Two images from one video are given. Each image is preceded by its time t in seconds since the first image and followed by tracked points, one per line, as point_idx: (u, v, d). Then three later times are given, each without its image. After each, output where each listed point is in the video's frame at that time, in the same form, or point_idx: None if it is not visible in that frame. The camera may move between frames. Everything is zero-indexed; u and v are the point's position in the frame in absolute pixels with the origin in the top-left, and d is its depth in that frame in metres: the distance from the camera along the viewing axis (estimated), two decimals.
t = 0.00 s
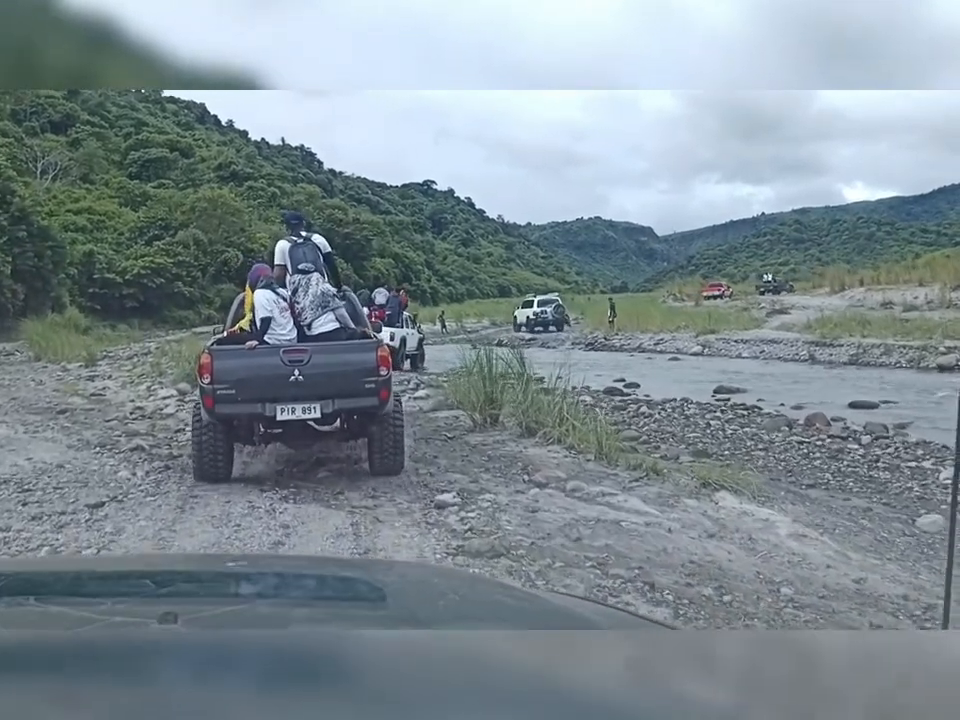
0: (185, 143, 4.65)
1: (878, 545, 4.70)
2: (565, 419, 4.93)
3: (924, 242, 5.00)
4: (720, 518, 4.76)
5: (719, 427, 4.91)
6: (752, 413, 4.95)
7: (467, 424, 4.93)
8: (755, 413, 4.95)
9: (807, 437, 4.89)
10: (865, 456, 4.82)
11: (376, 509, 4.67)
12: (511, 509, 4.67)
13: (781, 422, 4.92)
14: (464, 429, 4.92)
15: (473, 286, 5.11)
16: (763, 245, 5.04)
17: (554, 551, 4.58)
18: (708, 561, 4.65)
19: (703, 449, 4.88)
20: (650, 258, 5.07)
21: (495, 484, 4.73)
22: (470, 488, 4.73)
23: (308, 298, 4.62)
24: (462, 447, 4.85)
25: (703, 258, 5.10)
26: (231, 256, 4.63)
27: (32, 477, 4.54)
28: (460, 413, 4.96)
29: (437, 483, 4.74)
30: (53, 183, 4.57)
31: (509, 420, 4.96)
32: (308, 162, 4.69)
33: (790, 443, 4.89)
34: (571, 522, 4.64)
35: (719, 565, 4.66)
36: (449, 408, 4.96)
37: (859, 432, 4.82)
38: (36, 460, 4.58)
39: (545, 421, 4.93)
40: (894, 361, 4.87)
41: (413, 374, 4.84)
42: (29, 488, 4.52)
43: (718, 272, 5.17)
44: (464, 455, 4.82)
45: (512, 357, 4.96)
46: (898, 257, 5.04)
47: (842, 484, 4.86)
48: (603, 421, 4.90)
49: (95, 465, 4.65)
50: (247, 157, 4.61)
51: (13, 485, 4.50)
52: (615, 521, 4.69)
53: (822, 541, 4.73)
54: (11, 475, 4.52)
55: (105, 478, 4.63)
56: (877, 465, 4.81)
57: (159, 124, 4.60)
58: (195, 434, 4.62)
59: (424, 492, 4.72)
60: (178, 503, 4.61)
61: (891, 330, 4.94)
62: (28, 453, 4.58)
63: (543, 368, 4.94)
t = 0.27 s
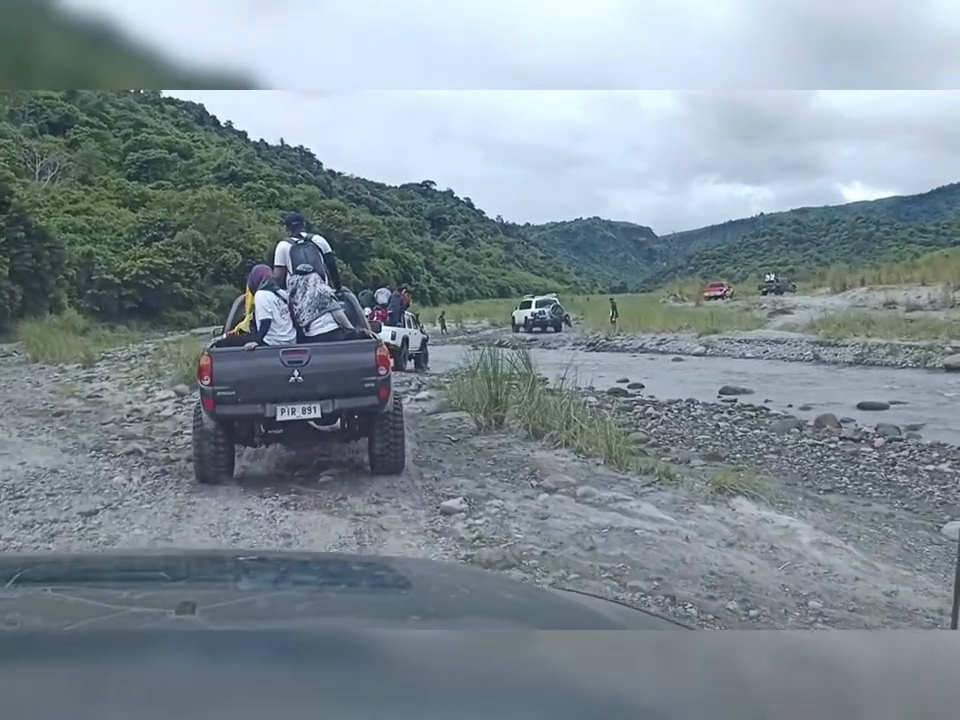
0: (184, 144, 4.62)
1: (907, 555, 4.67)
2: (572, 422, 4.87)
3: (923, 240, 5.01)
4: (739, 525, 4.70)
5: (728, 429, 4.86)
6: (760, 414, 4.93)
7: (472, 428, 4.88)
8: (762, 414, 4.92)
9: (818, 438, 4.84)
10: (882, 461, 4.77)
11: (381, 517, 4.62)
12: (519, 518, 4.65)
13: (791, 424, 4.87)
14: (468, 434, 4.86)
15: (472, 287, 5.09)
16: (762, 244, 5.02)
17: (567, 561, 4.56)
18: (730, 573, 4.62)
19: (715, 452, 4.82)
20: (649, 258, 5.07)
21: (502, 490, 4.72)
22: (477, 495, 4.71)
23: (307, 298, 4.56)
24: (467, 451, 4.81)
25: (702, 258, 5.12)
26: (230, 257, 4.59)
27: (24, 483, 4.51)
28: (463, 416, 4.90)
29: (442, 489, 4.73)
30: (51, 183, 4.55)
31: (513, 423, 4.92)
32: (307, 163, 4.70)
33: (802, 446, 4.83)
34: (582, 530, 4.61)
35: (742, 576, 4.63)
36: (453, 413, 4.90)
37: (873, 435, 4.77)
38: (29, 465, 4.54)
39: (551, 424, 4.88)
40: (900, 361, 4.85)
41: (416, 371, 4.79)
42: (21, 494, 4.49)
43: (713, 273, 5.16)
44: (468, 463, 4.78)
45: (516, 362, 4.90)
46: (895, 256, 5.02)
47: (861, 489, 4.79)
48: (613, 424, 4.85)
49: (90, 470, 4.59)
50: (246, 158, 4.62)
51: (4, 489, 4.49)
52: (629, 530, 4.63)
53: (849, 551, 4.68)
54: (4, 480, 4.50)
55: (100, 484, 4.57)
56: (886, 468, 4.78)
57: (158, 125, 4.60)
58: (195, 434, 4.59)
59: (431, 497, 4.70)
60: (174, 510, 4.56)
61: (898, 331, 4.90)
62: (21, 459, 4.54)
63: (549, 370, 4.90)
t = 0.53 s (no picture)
0: (179, 144, 4.60)
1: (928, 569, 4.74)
2: (576, 427, 4.87)
3: (916, 241, 4.83)
4: (753, 535, 4.77)
5: (732, 433, 4.89)
6: (764, 417, 4.94)
7: (471, 432, 4.89)
8: (766, 417, 4.94)
9: (824, 442, 4.88)
10: (891, 465, 4.80)
11: (381, 528, 4.62)
12: (526, 526, 4.64)
13: (795, 427, 4.92)
14: (469, 438, 4.87)
15: (468, 288, 5.08)
16: (757, 244, 5.03)
17: (576, 574, 4.60)
18: (747, 589, 4.69)
19: (723, 459, 4.87)
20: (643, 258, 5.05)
21: (505, 498, 4.69)
22: (479, 503, 4.69)
23: (298, 301, 4.55)
24: (468, 456, 4.82)
25: (697, 259, 5.06)
26: (224, 257, 4.57)
27: (11, 490, 4.50)
28: (461, 418, 4.91)
29: (443, 498, 4.72)
30: (45, 184, 4.51)
31: (516, 427, 4.92)
32: (302, 163, 4.66)
33: (810, 450, 4.89)
34: (592, 541, 4.63)
35: (759, 592, 4.69)
36: (452, 417, 4.91)
37: (879, 438, 4.80)
38: (16, 471, 4.51)
39: (553, 428, 4.89)
40: (901, 363, 4.74)
41: (416, 371, 4.80)
42: (7, 502, 4.49)
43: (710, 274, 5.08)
44: (469, 471, 4.77)
45: (517, 365, 4.89)
46: (890, 257, 4.90)
47: (874, 496, 4.79)
48: (620, 431, 4.87)
49: (80, 474, 4.58)
50: (240, 158, 4.60)
51: None
52: (640, 541, 4.66)
53: (870, 565, 4.75)
54: None
55: (89, 493, 4.56)
56: (894, 471, 4.80)
57: (152, 125, 4.58)
58: (191, 439, 4.57)
59: (435, 505, 4.71)
60: (165, 521, 4.54)
61: (899, 332, 4.76)
62: (9, 465, 4.51)
63: (550, 373, 4.91)
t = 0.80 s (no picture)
0: (172, 145, 4.59)
1: None
2: (580, 429, 4.83)
3: (911, 237, 4.71)
4: (772, 546, 4.56)
5: (739, 435, 4.83)
6: (768, 418, 4.84)
7: (472, 432, 4.87)
8: (772, 418, 4.83)
9: (833, 443, 4.77)
10: (905, 467, 4.63)
11: (382, 539, 4.45)
12: (535, 533, 4.47)
13: (802, 429, 4.81)
14: (470, 442, 4.82)
15: (463, 287, 5.08)
16: (752, 242, 4.91)
17: (590, 587, 4.37)
18: (772, 604, 4.42)
19: (731, 462, 4.78)
20: (637, 257, 5.01)
21: (511, 506, 4.53)
22: (485, 510, 4.52)
23: (293, 304, 4.59)
24: (471, 460, 4.73)
25: (690, 257, 5.05)
26: (219, 258, 4.57)
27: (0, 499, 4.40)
28: (462, 421, 4.93)
29: (447, 505, 4.56)
30: (39, 185, 4.46)
31: (519, 432, 4.87)
32: (296, 164, 4.65)
33: (820, 453, 4.75)
34: (602, 552, 4.42)
35: (784, 607, 4.43)
36: (454, 420, 4.94)
37: (888, 440, 4.62)
38: (7, 479, 4.43)
39: (557, 433, 4.84)
40: (900, 361, 4.65)
41: (417, 370, 4.86)
42: None
43: (706, 271, 5.07)
44: (470, 477, 4.65)
45: (519, 367, 4.91)
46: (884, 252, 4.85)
47: (891, 501, 4.59)
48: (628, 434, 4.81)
49: (71, 482, 4.53)
50: (234, 159, 4.56)
51: None
52: (656, 552, 4.46)
53: (907, 583, 4.48)
54: None
55: (80, 503, 4.47)
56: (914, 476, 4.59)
57: (145, 126, 4.57)
58: (188, 442, 4.56)
59: (438, 514, 4.54)
60: (158, 534, 4.42)
61: (899, 330, 4.70)
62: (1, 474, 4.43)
63: (555, 378, 4.91)
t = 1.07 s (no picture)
0: (170, 145, 4.57)
1: None
2: (590, 432, 4.80)
3: (909, 237, 4.75)
4: (801, 556, 4.47)
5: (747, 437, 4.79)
6: (779, 420, 4.82)
7: (477, 432, 4.86)
8: (782, 419, 4.81)
9: (848, 445, 4.72)
10: (926, 471, 4.56)
11: (391, 548, 4.38)
12: (549, 539, 4.45)
13: (816, 430, 4.77)
14: (476, 445, 4.80)
15: (461, 287, 5.09)
16: (750, 242, 4.94)
17: (610, 602, 4.32)
18: (806, 618, 4.34)
19: (745, 466, 4.73)
20: (636, 257, 5.00)
21: (523, 514, 4.53)
22: (495, 518, 4.51)
23: (298, 304, 4.59)
24: (478, 464, 4.71)
25: (689, 258, 5.02)
26: (217, 258, 4.54)
27: None
28: (467, 422, 4.90)
29: (456, 513, 4.52)
30: (37, 186, 4.43)
31: (527, 435, 4.85)
32: (294, 164, 4.61)
33: (838, 456, 4.70)
34: (622, 562, 4.38)
35: (820, 623, 4.35)
36: (461, 422, 4.91)
37: (904, 441, 4.59)
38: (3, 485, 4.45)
39: (566, 436, 4.81)
40: (910, 360, 4.67)
41: (422, 370, 4.89)
42: None
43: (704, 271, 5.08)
44: (477, 478, 4.65)
45: (526, 364, 4.86)
46: (882, 252, 4.85)
47: (917, 507, 4.52)
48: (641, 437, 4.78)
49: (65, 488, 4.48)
50: (233, 159, 4.54)
51: None
52: (681, 563, 4.39)
53: (938, 591, 4.42)
54: None
55: (75, 511, 4.41)
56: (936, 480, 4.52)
57: (143, 126, 4.54)
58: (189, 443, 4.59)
59: (448, 520, 4.50)
60: (155, 544, 4.33)
61: (904, 330, 4.71)
62: None
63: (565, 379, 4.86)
